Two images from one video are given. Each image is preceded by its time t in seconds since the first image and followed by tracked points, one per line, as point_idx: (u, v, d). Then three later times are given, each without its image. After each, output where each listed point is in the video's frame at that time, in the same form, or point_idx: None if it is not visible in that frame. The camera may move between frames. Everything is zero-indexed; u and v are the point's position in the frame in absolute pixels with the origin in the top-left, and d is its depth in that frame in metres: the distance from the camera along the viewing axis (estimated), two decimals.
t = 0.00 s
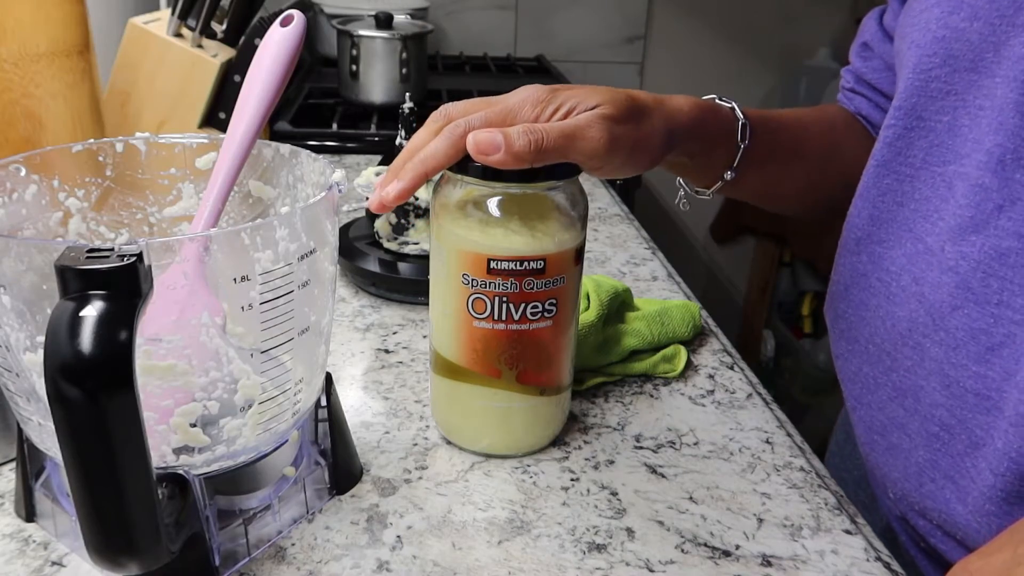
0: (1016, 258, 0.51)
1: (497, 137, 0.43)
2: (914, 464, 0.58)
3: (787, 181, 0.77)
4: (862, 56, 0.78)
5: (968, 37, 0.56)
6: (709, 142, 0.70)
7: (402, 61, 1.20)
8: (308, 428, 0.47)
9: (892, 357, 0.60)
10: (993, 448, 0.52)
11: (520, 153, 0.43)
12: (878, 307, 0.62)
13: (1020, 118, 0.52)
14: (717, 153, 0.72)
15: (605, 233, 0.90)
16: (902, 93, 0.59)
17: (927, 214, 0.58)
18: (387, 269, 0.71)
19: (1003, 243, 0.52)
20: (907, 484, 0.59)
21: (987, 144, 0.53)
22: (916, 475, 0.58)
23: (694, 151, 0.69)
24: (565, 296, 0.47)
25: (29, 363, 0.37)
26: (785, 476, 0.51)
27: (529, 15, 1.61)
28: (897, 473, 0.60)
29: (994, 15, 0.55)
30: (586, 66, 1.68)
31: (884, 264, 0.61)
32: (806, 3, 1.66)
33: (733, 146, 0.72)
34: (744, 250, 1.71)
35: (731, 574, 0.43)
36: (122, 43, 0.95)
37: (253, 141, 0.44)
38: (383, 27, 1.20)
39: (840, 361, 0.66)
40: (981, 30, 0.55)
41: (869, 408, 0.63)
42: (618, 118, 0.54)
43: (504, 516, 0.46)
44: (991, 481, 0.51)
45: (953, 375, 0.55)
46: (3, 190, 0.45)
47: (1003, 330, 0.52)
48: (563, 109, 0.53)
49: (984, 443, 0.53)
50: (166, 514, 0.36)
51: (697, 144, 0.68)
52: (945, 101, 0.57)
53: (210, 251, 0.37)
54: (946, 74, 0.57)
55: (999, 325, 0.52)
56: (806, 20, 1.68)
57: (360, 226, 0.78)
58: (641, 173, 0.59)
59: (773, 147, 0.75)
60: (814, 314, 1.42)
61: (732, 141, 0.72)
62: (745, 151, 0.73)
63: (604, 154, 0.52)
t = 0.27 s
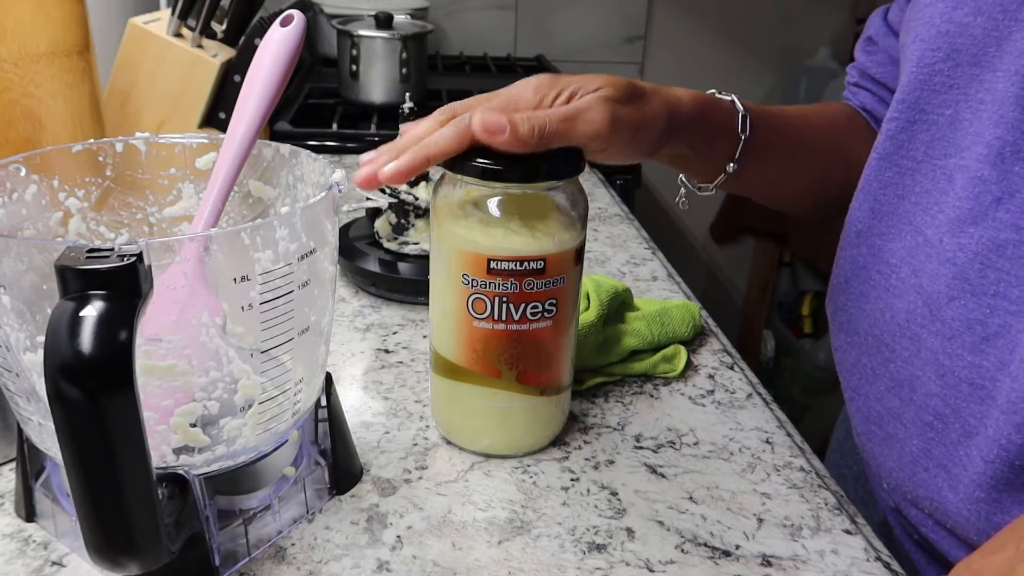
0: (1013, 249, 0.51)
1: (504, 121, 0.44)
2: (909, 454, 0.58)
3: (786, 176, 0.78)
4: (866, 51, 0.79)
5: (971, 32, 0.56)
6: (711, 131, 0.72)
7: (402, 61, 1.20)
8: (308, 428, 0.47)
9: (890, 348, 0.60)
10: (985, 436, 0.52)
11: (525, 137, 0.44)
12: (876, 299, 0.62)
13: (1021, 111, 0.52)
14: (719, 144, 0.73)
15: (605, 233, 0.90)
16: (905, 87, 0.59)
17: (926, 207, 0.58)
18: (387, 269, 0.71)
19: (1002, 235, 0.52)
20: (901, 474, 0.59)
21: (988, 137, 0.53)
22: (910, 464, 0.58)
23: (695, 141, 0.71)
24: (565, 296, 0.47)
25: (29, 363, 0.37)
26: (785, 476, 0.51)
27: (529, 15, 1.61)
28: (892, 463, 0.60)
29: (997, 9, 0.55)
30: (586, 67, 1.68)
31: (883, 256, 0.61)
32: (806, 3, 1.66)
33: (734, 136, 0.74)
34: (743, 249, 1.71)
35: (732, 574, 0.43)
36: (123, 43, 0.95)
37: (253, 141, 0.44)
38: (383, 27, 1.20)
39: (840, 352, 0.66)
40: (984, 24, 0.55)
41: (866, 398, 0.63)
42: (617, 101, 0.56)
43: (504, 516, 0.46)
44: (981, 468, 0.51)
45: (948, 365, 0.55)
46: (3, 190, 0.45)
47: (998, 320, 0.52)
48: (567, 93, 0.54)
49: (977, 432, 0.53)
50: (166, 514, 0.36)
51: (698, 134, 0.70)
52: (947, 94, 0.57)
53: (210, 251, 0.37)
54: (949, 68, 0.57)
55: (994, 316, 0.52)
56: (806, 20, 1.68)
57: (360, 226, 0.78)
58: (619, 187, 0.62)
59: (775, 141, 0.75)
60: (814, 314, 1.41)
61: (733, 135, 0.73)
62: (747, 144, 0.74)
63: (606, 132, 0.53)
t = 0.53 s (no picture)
0: (1013, 236, 0.51)
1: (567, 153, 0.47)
2: (917, 444, 0.58)
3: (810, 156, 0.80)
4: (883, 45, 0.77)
5: (968, 17, 0.56)
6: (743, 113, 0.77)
7: (402, 61, 1.20)
8: (308, 428, 0.47)
9: (894, 337, 0.60)
10: (993, 426, 0.51)
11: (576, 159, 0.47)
12: (878, 288, 0.62)
13: (1018, 95, 0.51)
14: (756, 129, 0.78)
15: (605, 233, 0.90)
16: (903, 73, 0.59)
17: (925, 195, 0.58)
18: (387, 269, 0.71)
19: (1001, 221, 0.51)
20: (908, 466, 0.59)
21: (985, 122, 0.53)
22: (918, 455, 0.58)
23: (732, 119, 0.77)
24: (565, 296, 0.47)
25: (29, 363, 0.37)
26: (785, 476, 0.51)
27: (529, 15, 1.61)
28: (901, 454, 0.59)
29: None
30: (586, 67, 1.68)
31: (882, 245, 0.61)
32: (806, 3, 1.66)
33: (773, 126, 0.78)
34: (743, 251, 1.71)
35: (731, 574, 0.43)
36: (122, 43, 0.95)
37: (253, 141, 0.44)
38: (383, 26, 1.20)
39: (844, 346, 0.67)
40: (982, 9, 0.55)
41: (873, 390, 0.63)
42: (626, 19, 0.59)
43: (504, 516, 0.46)
44: (989, 459, 0.51)
45: (951, 353, 0.55)
46: (3, 190, 0.45)
47: (1000, 308, 0.51)
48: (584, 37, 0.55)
49: (984, 421, 0.53)
50: (165, 515, 0.36)
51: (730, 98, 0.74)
52: (945, 80, 0.57)
53: (210, 251, 0.37)
54: (946, 54, 0.57)
55: (996, 303, 0.52)
56: (806, 20, 1.68)
57: (360, 226, 0.78)
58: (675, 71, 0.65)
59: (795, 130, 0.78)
60: (814, 314, 1.40)
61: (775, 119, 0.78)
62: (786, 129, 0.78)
63: None
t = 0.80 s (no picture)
0: (1012, 235, 0.50)
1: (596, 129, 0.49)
2: (916, 442, 0.58)
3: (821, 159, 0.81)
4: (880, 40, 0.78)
5: (969, 15, 0.56)
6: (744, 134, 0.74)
7: (402, 61, 1.20)
8: (308, 428, 0.47)
9: (893, 336, 0.60)
10: (991, 425, 0.51)
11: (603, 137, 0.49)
12: (878, 286, 0.62)
13: (1017, 93, 0.51)
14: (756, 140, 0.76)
15: (605, 233, 0.90)
16: (904, 71, 0.60)
17: (925, 193, 0.58)
18: (387, 269, 0.71)
19: (999, 220, 0.51)
20: (906, 463, 0.59)
21: (985, 121, 0.53)
22: (916, 453, 0.58)
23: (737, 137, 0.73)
24: (565, 296, 0.47)
25: (29, 363, 0.37)
26: (785, 476, 0.51)
27: (529, 15, 1.61)
28: (900, 452, 0.60)
29: None
30: (586, 67, 1.68)
31: (883, 243, 0.62)
32: (806, 3, 1.66)
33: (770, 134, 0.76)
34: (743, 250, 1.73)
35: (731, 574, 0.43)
36: (122, 43, 0.95)
37: (253, 141, 0.44)
38: (383, 26, 1.20)
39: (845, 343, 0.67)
40: (982, 7, 0.55)
41: (873, 388, 0.63)
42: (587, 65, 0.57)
43: (504, 516, 0.46)
44: (987, 458, 0.51)
45: (949, 352, 0.55)
46: (3, 190, 0.45)
47: (999, 307, 0.51)
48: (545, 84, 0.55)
49: (982, 420, 0.52)
50: (166, 514, 0.36)
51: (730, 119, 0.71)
52: (945, 78, 0.57)
53: (210, 251, 0.37)
54: (946, 52, 0.57)
55: (995, 303, 0.51)
56: (806, 20, 1.68)
57: (360, 226, 0.78)
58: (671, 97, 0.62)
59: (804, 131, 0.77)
60: (814, 314, 1.41)
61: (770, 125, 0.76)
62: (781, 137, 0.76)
63: None
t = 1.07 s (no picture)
0: (1016, 240, 0.50)
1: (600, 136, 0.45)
2: (919, 446, 0.58)
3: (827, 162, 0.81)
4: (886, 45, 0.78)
5: (970, 19, 0.56)
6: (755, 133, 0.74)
7: (402, 61, 1.20)
8: (308, 428, 0.47)
9: (895, 340, 0.60)
10: (994, 430, 0.51)
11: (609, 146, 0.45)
12: (880, 291, 0.62)
13: (1020, 98, 0.51)
14: (768, 136, 0.75)
15: (605, 233, 0.90)
16: (906, 76, 0.60)
17: (928, 197, 0.58)
18: (387, 269, 0.71)
19: (1003, 224, 0.51)
20: (910, 467, 0.59)
21: (987, 126, 0.53)
22: (919, 457, 0.58)
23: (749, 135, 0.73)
24: (562, 297, 0.47)
25: (29, 363, 0.37)
26: (785, 476, 0.51)
27: (529, 15, 1.61)
28: (903, 456, 0.60)
29: None
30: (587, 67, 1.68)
31: (885, 247, 0.62)
32: (806, 3, 1.66)
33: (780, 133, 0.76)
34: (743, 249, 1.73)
35: (731, 574, 0.43)
36: (122, 44, 0.95)
37: (253, 141, 0.44)
38: (383, 26, 1.20)
39: (846, 346, 0.67)
40: (983, 12, 0.55)
41: (875, 392, 0.63)
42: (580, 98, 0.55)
43: (504, 516, 0.46)
44: (990, 463, 0.51)
45: (954, 357, 0.55)
46: (3, 190, 0.45)
47: (1003, 312, 0.51)
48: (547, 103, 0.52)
49: (985, 425, 0.52)
50: (165, 515, 0.36)
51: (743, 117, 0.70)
52: (947, 83, 0.57)
53: (210, 251, 0.37)
54: (948, 57, 0.57)
55: (998, 308, 0.51)
56: (806, 20, 1.68)
57: (361, 226, 0.78)
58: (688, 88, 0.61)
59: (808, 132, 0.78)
60: (814, 314, 1.40)
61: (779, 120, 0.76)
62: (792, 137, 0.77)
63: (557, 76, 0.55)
